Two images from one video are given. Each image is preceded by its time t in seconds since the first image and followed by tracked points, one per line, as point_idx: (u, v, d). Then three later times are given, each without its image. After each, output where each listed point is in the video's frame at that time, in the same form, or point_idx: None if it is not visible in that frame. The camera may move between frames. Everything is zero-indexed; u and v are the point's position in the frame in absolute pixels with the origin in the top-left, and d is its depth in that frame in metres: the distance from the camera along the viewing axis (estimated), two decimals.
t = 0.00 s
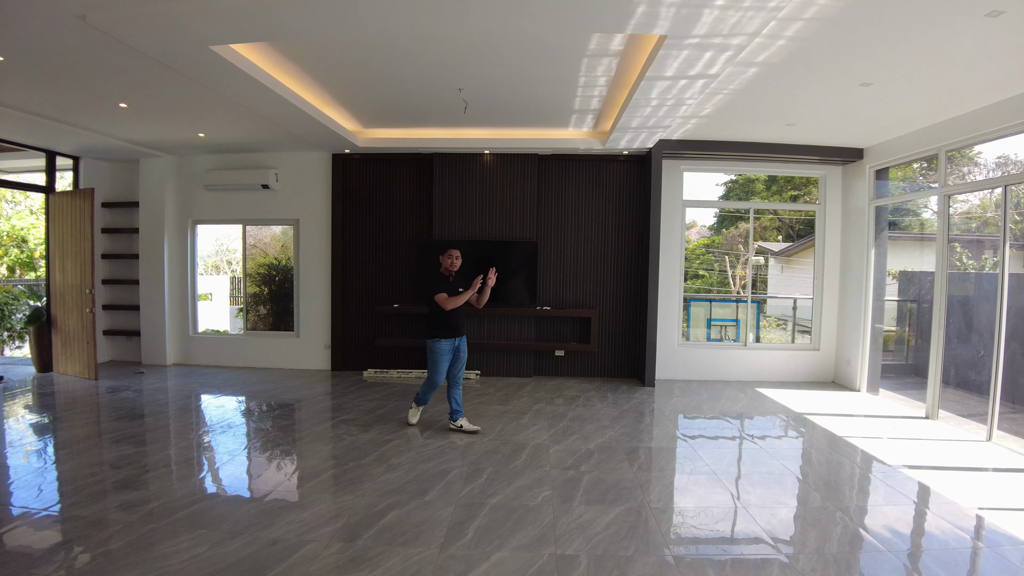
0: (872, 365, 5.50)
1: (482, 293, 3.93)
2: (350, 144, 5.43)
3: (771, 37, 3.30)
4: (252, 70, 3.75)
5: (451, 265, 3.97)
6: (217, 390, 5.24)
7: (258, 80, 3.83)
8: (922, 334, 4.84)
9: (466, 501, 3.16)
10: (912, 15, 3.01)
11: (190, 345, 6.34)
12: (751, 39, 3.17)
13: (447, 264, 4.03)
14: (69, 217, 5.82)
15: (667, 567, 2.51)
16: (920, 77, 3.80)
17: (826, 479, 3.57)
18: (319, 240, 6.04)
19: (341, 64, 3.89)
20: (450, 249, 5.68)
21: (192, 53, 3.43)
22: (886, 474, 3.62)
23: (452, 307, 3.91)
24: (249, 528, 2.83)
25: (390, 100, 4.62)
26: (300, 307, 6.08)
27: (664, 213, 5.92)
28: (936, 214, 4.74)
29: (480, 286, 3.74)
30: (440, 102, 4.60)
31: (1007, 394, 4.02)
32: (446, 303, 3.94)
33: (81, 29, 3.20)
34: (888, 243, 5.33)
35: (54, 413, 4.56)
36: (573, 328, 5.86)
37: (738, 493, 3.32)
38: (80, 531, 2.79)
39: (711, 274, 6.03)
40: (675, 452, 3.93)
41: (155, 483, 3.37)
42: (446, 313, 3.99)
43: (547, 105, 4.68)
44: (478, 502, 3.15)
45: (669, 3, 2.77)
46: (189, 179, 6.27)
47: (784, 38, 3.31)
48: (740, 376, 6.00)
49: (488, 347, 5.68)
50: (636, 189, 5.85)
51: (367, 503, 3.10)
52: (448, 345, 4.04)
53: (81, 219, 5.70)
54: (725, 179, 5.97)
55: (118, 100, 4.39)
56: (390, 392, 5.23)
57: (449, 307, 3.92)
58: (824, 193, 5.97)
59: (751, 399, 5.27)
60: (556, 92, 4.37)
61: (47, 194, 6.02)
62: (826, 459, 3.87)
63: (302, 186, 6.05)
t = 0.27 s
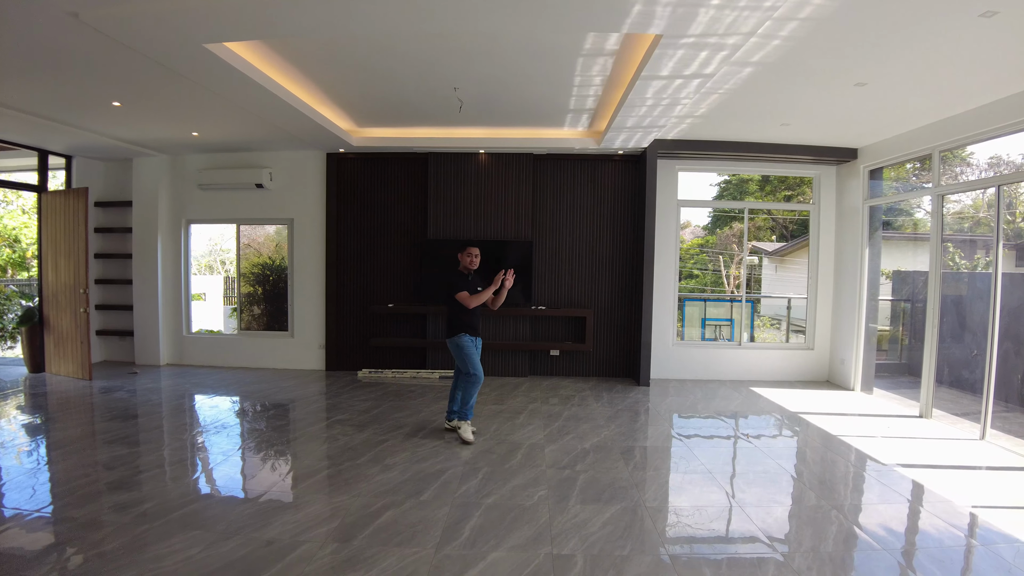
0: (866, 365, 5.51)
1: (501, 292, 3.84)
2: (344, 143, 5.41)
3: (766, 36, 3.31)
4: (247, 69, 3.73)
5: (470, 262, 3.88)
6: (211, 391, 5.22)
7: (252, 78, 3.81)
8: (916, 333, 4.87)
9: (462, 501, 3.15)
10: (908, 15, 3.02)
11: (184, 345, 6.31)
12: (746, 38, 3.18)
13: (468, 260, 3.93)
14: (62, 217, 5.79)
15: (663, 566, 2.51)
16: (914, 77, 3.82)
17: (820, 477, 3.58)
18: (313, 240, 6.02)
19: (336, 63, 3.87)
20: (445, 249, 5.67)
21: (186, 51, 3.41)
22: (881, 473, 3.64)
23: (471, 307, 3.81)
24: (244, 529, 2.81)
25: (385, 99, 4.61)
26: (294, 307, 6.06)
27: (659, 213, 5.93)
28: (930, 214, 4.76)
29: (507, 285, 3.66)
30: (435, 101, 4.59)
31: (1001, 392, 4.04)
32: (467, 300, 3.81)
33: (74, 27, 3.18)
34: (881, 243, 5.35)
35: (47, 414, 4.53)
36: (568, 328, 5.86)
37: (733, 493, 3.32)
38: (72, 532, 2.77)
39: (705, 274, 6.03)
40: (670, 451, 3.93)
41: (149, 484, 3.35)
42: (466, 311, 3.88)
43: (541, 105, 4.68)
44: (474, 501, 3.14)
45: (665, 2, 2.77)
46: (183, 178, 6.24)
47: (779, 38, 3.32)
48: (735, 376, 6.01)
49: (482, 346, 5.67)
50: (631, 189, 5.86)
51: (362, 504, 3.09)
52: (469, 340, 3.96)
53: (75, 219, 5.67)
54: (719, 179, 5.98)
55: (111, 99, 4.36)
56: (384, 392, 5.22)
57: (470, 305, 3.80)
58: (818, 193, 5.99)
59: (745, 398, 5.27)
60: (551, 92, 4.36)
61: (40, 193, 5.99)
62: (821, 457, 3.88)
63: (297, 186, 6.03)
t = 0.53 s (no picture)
0: (856, 364, 5.54)
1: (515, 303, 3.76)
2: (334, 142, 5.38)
3: (757, 35, 3.31)
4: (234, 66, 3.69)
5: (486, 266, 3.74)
6: (199, 391, 5.18)
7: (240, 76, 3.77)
8: (905, 332, 4.89)
9: (451, 502, 3.13)
10: (897, 14, 3.03)
11: (171, 346, 6.26)
12: (737, 37, 3.18)
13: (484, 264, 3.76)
14: (48, 216, 5.72)
15: (654, 566, 2.50)
16: (902, 77, 3.83)
17: (811, 476, 3.58)
18: (302, 240, 5.99)
19: (326, 61, 3.84)
20: (435, 248, 5.65)
21: (174, 48, 3.37)
22: (871, 472, 3.65)
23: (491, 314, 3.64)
24: (231, 531, 2.78)
25: (375, 98, 4.59)
26: (283, 307, 6.02)
27: (649, 212, 5.93)
28: (918, 214, 4.78)
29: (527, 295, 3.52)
30: (424, 100, 4.57)
31: (989, 391, 4.07)
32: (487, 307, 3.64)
33: (58, 23, 3.13)
34: (871, 243, 5.38)
35: (32, 415, 4.47)
36: (558, 328, 5.86)
37: (724, 492, 3.32)
38: (55, 536, 2.73)
39: (695, 274, 6.05)
40: (660, 450, 3.93)
41: (134, 486, 3.31)
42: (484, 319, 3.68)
43: (531, 104, 4.66)
44: (463, 502, 3.12)
45: None
46: (170, 177, 6.19)
47: (770, 36, 3.32)
48: (724, 375, 6.03)
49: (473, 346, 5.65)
50: (622, 189, 5.86)
51: (350, 505, 3.07)
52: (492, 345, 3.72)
53: (61, 218, 5.61)
54: (709, 179, 5.98)
55: (97, 96, 4.31)
56: (373, 392, 5.19)
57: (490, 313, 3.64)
58: (808, 193, 6.01)
59: (735, 397, 5.29)
60: (541, 90, 4.36)
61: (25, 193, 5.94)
62: (811, 456, 3.89)
63: (285, 185, 5.99)
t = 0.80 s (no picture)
0: (837, 361, 5.57)
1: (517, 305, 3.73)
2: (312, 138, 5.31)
3: (739, 29, 3.29)
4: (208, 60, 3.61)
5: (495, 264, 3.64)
6: (175, 393, 5.08)
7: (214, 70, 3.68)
8: (887, 330, 4.92)
9: (429, 505, 3.09)
10: (879, 9, 3.03)
11: (147, 346, 6.15)
12: (718, 31, 3.16)
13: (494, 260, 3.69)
14: (19, 214, 5.59)
15: (634, 568, 2.48)
16: (882, 73, 3.84)
17: (793, 474, 3.58)
18: (281, 238, 5.90)
19: (304, 55, 3.77)
20: (416, 246, 5.59)
21: (146, 42, 3.29)
22: (853, 469, 3.65)
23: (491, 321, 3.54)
24: (202, 536, 2.71)
25: (356, 93, 4.52)
26: (262, 306, 5.93)
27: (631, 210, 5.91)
28: (899, 213, 4.81)
29: (521, 326, 3.34)
30: (403, 96, 4.52)
31: (970, 388, 4.09)
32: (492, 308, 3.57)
33: (22, 14, 3.03)
34: (852, 241, 5.40)
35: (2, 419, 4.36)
36: (540, 326, 5.83)
37: (706, 491, 3.30)
38: (17, 543, 2.64)
39: (678, 272, 6.05)
40: (642, 449, 3.92)
41: (104, 490, 3.23)
42: (487, 321, 3.60)
43: (512, 100, 4.63)
44: (441, 505, 3.08)
45: None
46: (146, 174, 6.08)
47: (752, 31, 3.30)
48: (707, 374, 6.03)
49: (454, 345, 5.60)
50: (604, 186, 5.84)
51: (325, 509, 3.01)
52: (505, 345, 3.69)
53: (34, 216, 5.49)
54: (691, 179, 5.99)
55: (69, 91, 4.20)
56: (353, 393, 5.13)
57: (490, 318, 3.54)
58: (790, 192, 6.04)
59: (717, 395, 5.29)
60: (521, 86, 4.32)
61: None
62: (793, 454, 3.90)
63: (263, 182, 5.91)
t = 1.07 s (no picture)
0: (808, 358, 5.61)
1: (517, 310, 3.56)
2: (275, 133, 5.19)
3: (708, 22, 3.27)
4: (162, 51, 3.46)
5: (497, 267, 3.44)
6: (135, 397, 4.94)
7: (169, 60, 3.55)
8: (857, 326, 4.96)
9: (390, 513, 3.02)
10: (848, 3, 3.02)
11: (106, 348, 5.98)
12: (688, 23, 3.12)
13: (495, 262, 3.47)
14: None
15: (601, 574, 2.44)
16: (849, 68, 3.84)
17: (765, 475, 3.58)
18: (244, 236, 5.77)
19: (267, 45, 3.66)
20: (382, 244, 5.48)
21: (95, 30, 3.15)
22: (825, 468, 3.67)
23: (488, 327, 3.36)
24: (151, 549, 2.61)
25: (322, 87, 4.42)
26: (225, 306, 5.80)
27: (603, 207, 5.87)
28: (867, 211, 4.86)
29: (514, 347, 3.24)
30: (367, 89, 4.43)
31: (939, 383, 4.14)
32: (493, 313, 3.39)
33: None
34: (823, 239, 5.44)
35: None
36: (511, 325, 5.78)
37: (678, 494, 3.28)
38: None
39: (650, 270, 6.05)
40: (612, 450, 3.90)
41: (53, 498, 3.10)
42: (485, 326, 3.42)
43: (481, 95, 4.57)
44: (403, 512, 3.02)
45: None
46: (104, 170, 5.90)
47: (722, 24, 3.28)
48: (678, 371, 6.05)
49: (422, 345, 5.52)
50: (574, 184, 5.82)
51: (282, 519, 2.93)
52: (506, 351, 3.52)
53: None
54: (663, 178, 6.00)
55: (18, 83, 4.03)
56: (317, 395, 5.04)
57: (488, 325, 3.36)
58: (761, 189, 6.09)
59: (688, 393, 5.30)
60: (489, 81, 4.26)
61: None
62: (764, 452, 3.92)
63: (226, 179, 5.77)
